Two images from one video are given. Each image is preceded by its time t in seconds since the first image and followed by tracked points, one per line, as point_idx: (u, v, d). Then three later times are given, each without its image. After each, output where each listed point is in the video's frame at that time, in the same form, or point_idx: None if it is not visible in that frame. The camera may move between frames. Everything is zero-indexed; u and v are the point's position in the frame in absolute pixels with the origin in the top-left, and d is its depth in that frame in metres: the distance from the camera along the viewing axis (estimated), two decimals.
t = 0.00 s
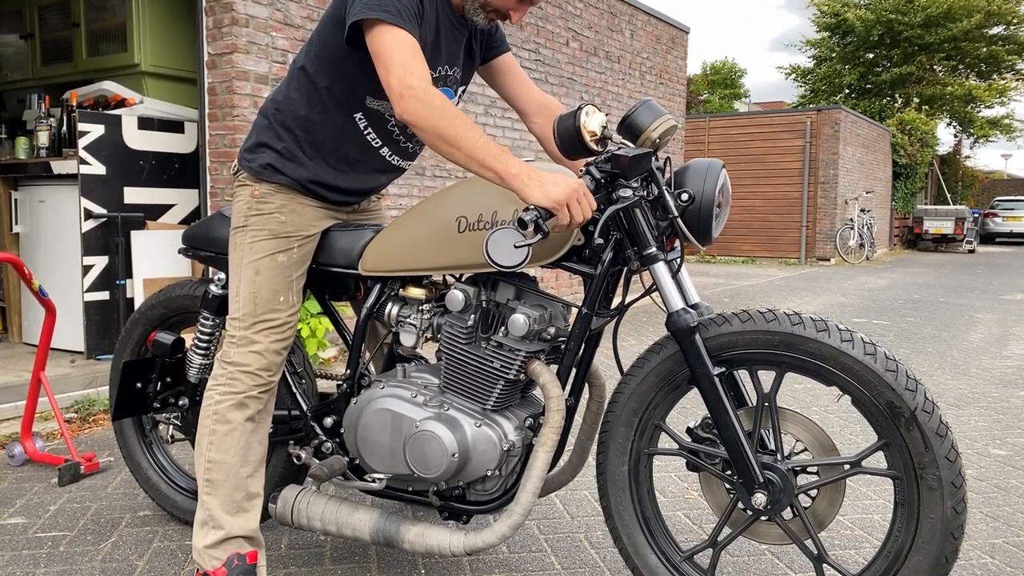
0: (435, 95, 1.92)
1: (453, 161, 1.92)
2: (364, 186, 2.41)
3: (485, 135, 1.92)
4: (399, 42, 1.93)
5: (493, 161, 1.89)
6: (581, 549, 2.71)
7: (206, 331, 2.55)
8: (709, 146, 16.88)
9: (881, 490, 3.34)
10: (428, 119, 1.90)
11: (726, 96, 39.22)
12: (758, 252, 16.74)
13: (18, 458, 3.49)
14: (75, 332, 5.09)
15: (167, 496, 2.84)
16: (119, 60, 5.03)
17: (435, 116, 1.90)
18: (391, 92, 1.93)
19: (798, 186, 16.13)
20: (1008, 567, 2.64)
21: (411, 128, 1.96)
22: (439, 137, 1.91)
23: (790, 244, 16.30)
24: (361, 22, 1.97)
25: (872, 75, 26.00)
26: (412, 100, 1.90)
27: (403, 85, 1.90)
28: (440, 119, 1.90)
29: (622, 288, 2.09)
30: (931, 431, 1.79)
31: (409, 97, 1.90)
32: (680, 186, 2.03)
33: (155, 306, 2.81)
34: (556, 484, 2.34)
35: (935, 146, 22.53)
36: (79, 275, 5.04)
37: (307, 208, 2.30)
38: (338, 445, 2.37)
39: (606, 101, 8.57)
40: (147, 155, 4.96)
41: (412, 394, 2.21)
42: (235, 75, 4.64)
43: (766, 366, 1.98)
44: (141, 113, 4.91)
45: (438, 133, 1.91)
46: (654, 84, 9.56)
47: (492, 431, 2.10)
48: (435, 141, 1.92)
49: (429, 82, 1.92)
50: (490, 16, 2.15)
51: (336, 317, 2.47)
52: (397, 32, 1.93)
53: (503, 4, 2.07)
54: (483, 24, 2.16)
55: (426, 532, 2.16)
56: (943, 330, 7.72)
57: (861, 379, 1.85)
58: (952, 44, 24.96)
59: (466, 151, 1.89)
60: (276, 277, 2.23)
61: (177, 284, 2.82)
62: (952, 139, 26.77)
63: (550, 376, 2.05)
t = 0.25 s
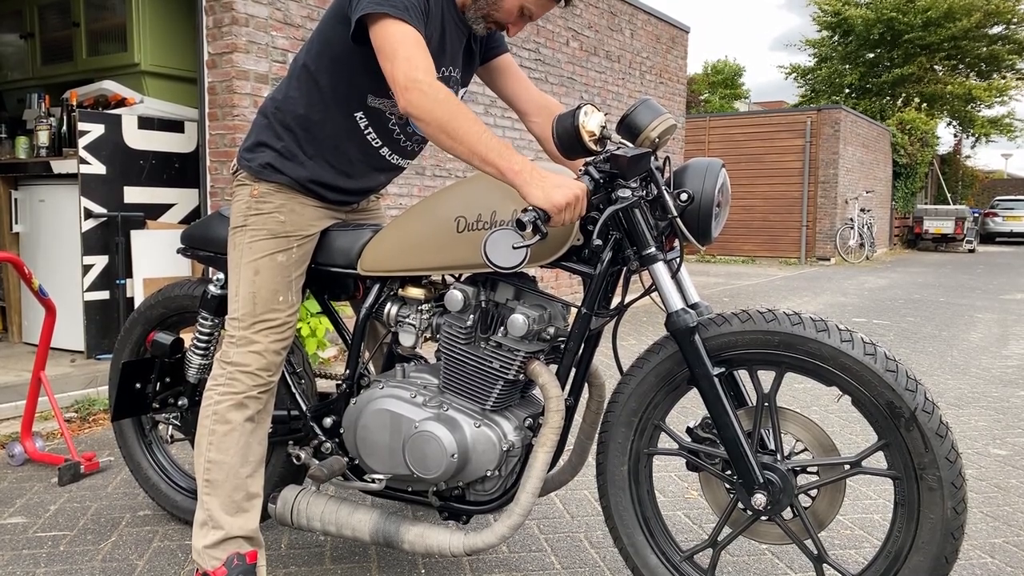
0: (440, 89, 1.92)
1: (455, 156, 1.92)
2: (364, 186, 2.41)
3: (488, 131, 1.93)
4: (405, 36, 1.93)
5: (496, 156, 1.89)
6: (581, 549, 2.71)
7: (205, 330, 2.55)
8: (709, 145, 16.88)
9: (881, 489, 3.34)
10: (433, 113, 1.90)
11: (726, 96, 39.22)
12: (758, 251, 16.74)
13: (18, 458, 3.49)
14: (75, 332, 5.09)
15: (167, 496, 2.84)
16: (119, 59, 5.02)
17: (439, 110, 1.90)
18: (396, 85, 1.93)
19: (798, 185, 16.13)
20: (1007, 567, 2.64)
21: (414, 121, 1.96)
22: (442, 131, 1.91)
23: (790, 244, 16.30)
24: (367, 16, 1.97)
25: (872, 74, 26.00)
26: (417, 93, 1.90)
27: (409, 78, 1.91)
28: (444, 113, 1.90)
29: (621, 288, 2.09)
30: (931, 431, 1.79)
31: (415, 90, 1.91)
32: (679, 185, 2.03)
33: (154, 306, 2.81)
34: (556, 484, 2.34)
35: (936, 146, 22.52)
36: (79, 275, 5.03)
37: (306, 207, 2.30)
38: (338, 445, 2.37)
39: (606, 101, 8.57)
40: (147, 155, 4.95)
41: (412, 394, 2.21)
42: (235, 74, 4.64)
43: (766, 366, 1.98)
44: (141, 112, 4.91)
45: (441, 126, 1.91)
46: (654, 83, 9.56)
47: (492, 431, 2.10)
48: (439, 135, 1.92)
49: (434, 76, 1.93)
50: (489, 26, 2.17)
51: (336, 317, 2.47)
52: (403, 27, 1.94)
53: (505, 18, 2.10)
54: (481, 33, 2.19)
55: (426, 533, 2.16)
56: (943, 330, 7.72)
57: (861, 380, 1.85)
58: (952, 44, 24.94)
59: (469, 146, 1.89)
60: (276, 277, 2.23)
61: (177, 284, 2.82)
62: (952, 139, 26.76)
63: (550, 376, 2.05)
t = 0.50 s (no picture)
0: (442, 88, 1.92)
1: (455, 155, 1.92)
2: (364, 185, 2.41)
3: (489, 130, 1.93)
4: (407, 35, 1.93)
5: (496, 156, 1.89)
6: (581, 548, 2.71)
7: (205, 330, 2.55)
8: (709, 145, 16.88)
9: (881, 489, 3.34)
10: (434, 112, 1.91)
11: (726, 96, 39.23)
12: (757, 251, 16.74)
13: (17, 457, 3.49)
14: (75, 331, 5.08)
15: (167, 495, 2.84)
16: (118, 59, 5.02)
17: (440, 109, 1.91)
18: (397, 84, 1.93)
19: (798, 185, 16.13)
20: (1007, 567, 2.64)
21: (414, 121, 1.97)
22: (443, 130, 1.91)
23: (790, 243, 16.30)
24: (369, 15, 1.97)
25: (872, 74, 26.00)
26: (419, 92, 1.91)
27: (411, 77, 1.91)
28: (445, 113, 1.90)
29: (621, 288, 2.09)
30: (931, 430, 1.79)
31: (416, 90, 1.91)
32: (679, 185, 2.03)
33: (154, 306, 2.81)
34: (556, 483, 2.34)
35: (935, 146, 22.53)
36: (79, 274, 5.03)
37: (306, 207, 2.30)
38: (338, 445, 2.37)
39: (606, 101, 8.57)
40: (147, 154, 4.95)
41: (411, 393, 2.21)
42: (235, 74, 4.64)
43: (766, 365, 1.98)
44: (141, 112, 4.91)
45: (442, 125, 1.91)
46: (654, 83, 9.56)
47: (492, 430, 2.10)
48: (439, 134, 1.92)
49: (436, 75, 1.93)
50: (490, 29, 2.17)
51: (336, 316, 2.47)
52: (405, 26, 1.94)
53: (507, 21, 2.10)
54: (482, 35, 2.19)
55: (426, 532, 2.16)
56: (943, 329, 7.72)
57: (860, 379, 1.85)
58: (952, 43, 24.94)
59: (469, 145, 1.89)
60: (276, 277, 2.23)
61: (177, 283, 2.82)
62: (952, 139, 26.76)
63: (550, 375, 2.05)
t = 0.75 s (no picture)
0: (442, 89, 1.92)
1: (455, 155, 1.92)
2: (364, 186, 2.41)
3: (489, 130, 1.93)
4: (408, 36, 1.93)
5: (497, 156, 1.89)
6: (581, 549, 2.71)
7: (206, 331, 2.55)
8: (709, 146, 16.88)
9: (881, 490, 3.34)
10: (434, 112, 1.91)
11: (726, 96, 39.24)
12: (757, 252, 16.74)
13: (17, 458, 3.49)
14: (75, 332, 5.09)
15: (167, 496, 2.84)
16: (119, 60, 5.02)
17: (441, 110, 1.91)
18: (398, 84, 1.93)
19: (798, 186, 16.13)
20: (1007, 567, 2.64)
21: (415, 121, 1.97)
22: (443, 130, 1.91)
23: (790, 244, 16.31)
24: (369, 15, 1.97)
25: (872, 75, 26.01)
26: (419, 93, 1.91)
27: (411, 77, 1.91)
28: (446, 113, 1.91)
29: (621, 288, 2.09)
30: (931, 431, 1.79)
31: (417, 90, 1.91)
32: (679, 186, 2.03)
33: (155, 306, 2.81)
34: (557, 484, 2.34)
35: (936, 147, 22.53)
36: (79, 275, 5.04)
37: (307, 208, 2.30)
38: (338, 445, 2.37)
39: (606, 101, 8.57)
40: (148, 155, 4.96)
41: (412, 394, 2.21)
42: (235, 75, 4.65)
43: (766, 366, 1.98)
44: (141, 113, 4.91)
45: (442, 125, 1.91)
46: (654, 84, 9.56)
47: (492, 431, 2.10)
48: (439, 135, 1.92)
49: (437, 76, 1.93)
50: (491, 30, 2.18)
51: (336, 317, 2.47)
52: (405, 26, 1.94)
53: (507, 23, 2.10)
54: (482, 36, 2.20)
55: (426, 532, 2.16)
56: (943, 330, 7.72)
57: (861, 380, 1.85)
58: (952, 44, 24.95)
59: (469, 145, 1.89)
60: (276, 277, 2.23)
61: (177, 284, 2.82)
62: (952, 139, 26.77)
63: (550, 376, 2.05)
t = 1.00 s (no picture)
0: (442, 90, 1.92)
1: (454, 156, 1.92)
2: (364, 186, 2.40)
3: (489, 130, 1.93)
4: (407, 36, 1.93)
5: (496, 156, 1.89)
6: (581, 549, 2.71)
7: (206, 331, 2.55)
8: (709, 146, 16.89)
9: (881, 490, 3.34)
10: (434, 113, 1.91)
11: (726, 97, 39.25)
12: (757, 252, 16.74)
13: (18, 458, 3.49)
14: (75, 332, 5.09)
15: (167, 496, 2.84)
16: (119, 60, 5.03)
17: (440, 110, 1.91)
18: (398, 85, 1.93)
19: (798, 186, 16.13)
20: (1007, 567, 2.64)
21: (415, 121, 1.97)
22: (442, 131, 1.91)
23: (790, 244, 16.31)
24: (368, 16, 1.97)
25: (872, 75, 26.01)
26: (419, 93, 1.91)
27: (411, 78, 1.91)
28: (445, 113, 1.91)
29: (621, 288, 2.09)
30: (932, 432, 1.79)
31: (417, 91, 1.91)
32: (680, 186, 2.03)
33: (155, 307, 2.81)
34: (557, 484, 2.34)
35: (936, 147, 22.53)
36: (79, 276, 5.04)
37: (307, 208, 2.30)
38: (338, 446, 2.37)
39: (606, 102, 8.57)
40: (148, 156, 4.96)
41: (412, 395, 2.21)
42: (236, 75, 4.65)
43: (766, 366, 1.98)
44: (141, 113, 4.91)
45: (442, 126, 1.91)
46: (654, 84, 9.57)
47: (492, 431, 2.10)
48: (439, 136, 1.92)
49: (436, 76, 1.93)
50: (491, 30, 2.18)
51: (336, 317, 2.47)
52: (405, 27, 1.94)
53: (507, 23, 2.10)
54: (482, 36, 2.20)
55: (426, 533, 2.16)
56: (943, 330, 7.72)
57: (861, 380, 1.85)
58: (952, 44, 24.95)
59: (469, 146, 1.89)
60: (276, 278, 2.23)
61: (177, 284, 2.82)
62: (952, 140, 26.77)
63: (550, 376, 2.05)
